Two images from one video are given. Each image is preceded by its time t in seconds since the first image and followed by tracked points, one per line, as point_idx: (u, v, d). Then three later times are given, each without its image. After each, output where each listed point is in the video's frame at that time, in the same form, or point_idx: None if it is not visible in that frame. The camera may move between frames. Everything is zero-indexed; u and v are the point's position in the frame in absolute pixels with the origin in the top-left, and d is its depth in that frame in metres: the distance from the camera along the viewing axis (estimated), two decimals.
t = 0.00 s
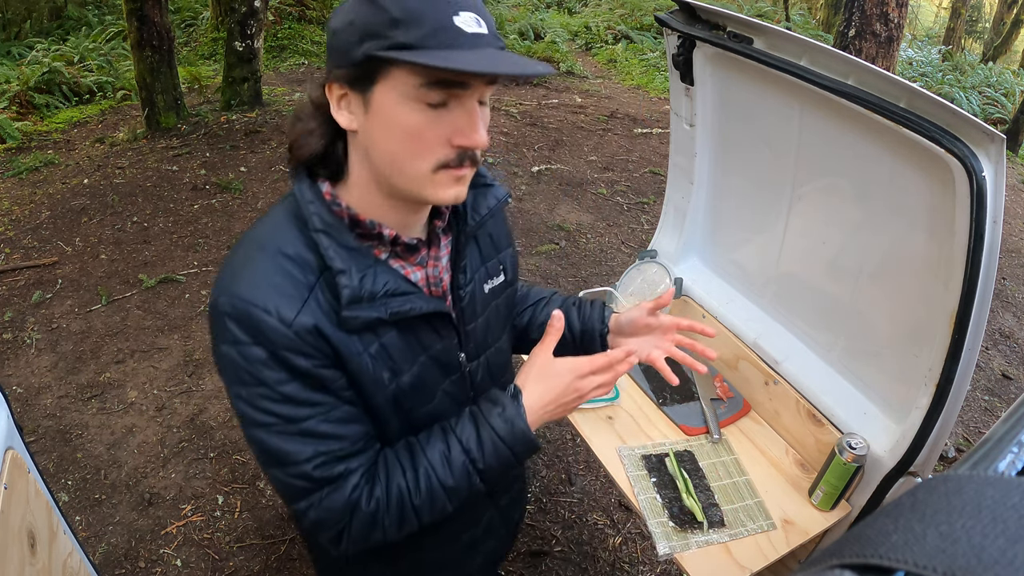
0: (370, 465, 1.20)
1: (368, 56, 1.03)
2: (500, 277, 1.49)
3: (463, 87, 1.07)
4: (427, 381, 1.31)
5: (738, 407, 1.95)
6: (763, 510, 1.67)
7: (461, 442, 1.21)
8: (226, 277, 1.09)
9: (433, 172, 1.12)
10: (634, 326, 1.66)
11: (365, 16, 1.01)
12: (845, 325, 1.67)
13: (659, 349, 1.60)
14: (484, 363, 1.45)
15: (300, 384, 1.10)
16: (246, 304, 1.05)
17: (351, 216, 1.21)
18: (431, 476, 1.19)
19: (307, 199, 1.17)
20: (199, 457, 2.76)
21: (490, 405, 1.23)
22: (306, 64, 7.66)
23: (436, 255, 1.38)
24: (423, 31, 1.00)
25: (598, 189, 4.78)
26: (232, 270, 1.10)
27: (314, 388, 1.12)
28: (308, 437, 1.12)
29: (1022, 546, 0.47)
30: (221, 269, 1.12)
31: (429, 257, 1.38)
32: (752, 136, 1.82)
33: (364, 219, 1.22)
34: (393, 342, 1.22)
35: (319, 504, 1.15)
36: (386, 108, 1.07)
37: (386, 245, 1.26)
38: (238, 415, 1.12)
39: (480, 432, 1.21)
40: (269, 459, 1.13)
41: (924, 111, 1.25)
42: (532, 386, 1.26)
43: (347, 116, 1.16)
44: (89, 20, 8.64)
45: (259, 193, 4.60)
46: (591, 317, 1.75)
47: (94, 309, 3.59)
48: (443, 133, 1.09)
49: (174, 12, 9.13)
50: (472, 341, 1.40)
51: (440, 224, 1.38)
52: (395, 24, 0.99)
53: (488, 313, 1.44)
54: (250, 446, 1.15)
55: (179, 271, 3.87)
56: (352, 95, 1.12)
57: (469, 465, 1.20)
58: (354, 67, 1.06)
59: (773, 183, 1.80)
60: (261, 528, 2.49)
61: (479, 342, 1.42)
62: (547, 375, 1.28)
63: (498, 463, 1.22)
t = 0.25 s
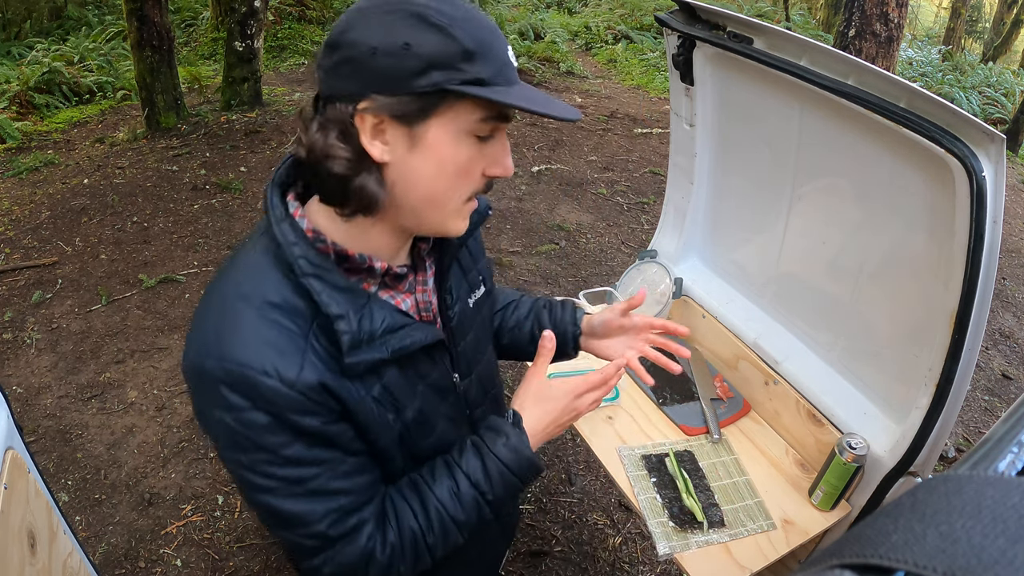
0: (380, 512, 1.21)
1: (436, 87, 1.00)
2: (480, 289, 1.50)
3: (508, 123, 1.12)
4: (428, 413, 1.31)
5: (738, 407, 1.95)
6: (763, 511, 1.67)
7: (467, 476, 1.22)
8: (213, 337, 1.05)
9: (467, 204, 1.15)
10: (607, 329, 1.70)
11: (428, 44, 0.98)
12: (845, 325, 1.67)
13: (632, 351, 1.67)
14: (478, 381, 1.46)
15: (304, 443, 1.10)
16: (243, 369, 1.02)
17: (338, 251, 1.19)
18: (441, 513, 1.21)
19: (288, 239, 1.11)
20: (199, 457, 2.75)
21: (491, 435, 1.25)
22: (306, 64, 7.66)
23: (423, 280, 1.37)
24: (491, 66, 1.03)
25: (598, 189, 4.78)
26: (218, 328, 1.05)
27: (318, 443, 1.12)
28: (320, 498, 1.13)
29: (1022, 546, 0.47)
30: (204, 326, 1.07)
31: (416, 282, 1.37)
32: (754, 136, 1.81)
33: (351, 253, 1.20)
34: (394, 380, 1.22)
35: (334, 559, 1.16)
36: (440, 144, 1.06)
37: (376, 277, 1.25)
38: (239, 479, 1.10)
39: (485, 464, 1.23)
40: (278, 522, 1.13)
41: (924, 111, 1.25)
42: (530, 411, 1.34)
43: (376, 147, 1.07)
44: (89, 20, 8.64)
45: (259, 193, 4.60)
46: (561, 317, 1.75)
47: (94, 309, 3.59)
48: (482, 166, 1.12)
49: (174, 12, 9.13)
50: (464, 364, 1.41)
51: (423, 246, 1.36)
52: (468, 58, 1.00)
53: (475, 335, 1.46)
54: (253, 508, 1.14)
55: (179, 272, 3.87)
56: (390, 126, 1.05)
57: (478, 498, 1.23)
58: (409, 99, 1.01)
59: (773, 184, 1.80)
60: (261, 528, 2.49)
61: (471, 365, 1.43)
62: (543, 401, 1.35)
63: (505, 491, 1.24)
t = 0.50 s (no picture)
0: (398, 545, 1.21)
1: (475, 107, 1.00)
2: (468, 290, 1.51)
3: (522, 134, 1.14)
4: (445, 426, 1.28)
5: (738, 407, 1.95)
6: (763, 510, 1.67)
7: (480, 505, 1.24)
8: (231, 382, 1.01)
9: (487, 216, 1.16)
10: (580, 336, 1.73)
11: (465, 64, 0.97)
12: (846, 325, 1.67)
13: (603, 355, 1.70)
14: (477, 383, 1.43)
15: (330, 487, 1.08)
16: (270, 415, 0.99)
17: (347, 275, 1.18)
18: (458, 542, 1.23)
19: (299, 270, 1.08)
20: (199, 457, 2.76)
21: (502, 461, 1.27)
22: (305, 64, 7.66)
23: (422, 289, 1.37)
24: (516, 81, 1.04)
25: (598, 189, 4.78)
26: (235, 374, 1.02)
27: (345, 482, 1.10)
28: (346, 541, 1.12)
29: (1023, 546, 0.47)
30: (217, 373, 1.03)
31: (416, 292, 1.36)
32: (755, 137, 1.81)
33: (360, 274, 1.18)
34: (413, 398, 1.20)
35: None
36: (471, 164, 1.05)
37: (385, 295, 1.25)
38: (263, 529, 1.08)
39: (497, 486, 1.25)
40: (305, 569, 1.11)
41: (925, 112, 1.25)
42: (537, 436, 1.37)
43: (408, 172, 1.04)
44: (89, 20, 8.65)
45: (260, 194, 4.60)
46: (534, 324, 1.75)
47: (94, 309, 3.59)
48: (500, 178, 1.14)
49: (174, 12, 9.13)
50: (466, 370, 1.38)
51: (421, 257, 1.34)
52: (501, 75, 1.00)
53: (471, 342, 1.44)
54: (277, 557, 1.11)
55: (179, 272, 3.86)
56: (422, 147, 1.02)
57: (493, 525, 1.25)
58: (446, 121, 0.99)
59: (773, 185, 1.80)
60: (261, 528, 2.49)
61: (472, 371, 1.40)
62: (548, 423, 1.38)
63: (517, 516, 1.28)
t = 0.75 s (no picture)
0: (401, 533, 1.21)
1: (489, 93, 1.01)
2: (479, 288, 1.49)
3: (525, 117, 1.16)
4: (451, 417, 1.27)
5: (738, 408, 1.95)
6: (763, 510, 1.67)
7: (485, 499, 1.25)
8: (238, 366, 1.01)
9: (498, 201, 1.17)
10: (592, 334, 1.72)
11: (477, 52, 0.98)
12: (846, 325, 1.67)
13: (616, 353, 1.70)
14: (487, 378, 1.41)
15: (334, 473, 1.07)
16: (277, 398, 0.99)
17: (356, 265, 1.15)
18: (460, 534, 1.23)
19: (308, 258, 1.07)
20: (199, 457, 2.76)
21: (508, 458, 1.28)
22: (305, 64, 7.66)
23: (432, 283, 1.34)
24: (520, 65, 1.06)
25: (598, 189, 4.78)
26: (243, 357, 1.01)
27: (348, 470, 1.09)
28: (348, 527, 1.11)
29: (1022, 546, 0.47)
30: (226, 355, 1.03)
31: (426, 286, 1.34)
32: (755, 137, 1.81)
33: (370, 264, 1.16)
34: (419, 389, 1.19)
35: None
36: (485, 147, 1.06)
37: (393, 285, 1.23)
38: (266, 511, 1.07)
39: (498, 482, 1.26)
40: (306, 553, 1.10)
41: (924, 112, 1.25)
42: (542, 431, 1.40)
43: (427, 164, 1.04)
44: (89, 20, 8.65)
45: (260, 194, 4.60)
46: (549, 322, 1.74)
47: (94, 309, 3.59)
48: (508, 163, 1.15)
49: (174, 12, 9.14)
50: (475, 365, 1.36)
51: (429, 250, 1.34)
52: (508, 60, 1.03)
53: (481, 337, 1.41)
54: (279, 541, 1.10)
55: (179, 272, 3.87)
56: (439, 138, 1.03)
57: (495, 519, 1.25)
58: (465, 108, 1.00)
59: (773, 185, 1.80)
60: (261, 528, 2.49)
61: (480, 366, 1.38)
62: (549, 422, 1.40)
63: (519, 512, 1.28)
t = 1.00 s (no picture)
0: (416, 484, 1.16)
1: (390, 50, 1.02)
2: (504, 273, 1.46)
3: (484, 86, 1.06)
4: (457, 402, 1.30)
5: (738, 408, 1.95)
6: (763, 511, 1.67)
7: (514, 458, 1.18)
8: (255, 305, 1.02)
9: (445, 178, 1.09)
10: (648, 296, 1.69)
11: (393, 10, 1.02)
12: (846, 326, 1.67)
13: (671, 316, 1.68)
14: (503, 362, 1.41)
15: (346, 411, 1.05)
16: (288, 331, 0.99)
17: (374, 226, 1.16)
18: (487, 491, 1.17)
19: (328, 213, 1.11)
20: (199, 457, 2.76)
21: (541, 416, 1.21)
22: (306, 64, 7.66)
23: (453, 260, 1.34)
24: (445, 24, 0.99)
25: (598, 189, 4.78)
26: (260, 297, 1.02)
27: (359, 411, 1.07)
28: (362, 465, 1.07)
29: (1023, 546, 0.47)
30: (247, 298, 1.05)
31: (446, 262, 1.34)
32: (754, 136, 1.81)
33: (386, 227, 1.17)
34: (429, 349, 1.18)
35: (372, 530, 1.09)
36: (403, 110, 1.05)
37: (410, 253, 1.23)
38: (278, 451, 1.05)
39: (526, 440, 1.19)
40: (319, 495, 1.06)
41: (924, 112, 1.25)
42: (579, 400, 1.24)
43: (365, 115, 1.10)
44: (89, 20, 8.65)
45: (260, 193, 4.60)
46: (605, 289, 1.72)
47: (94, 309, 3.59)
48: (454, 137, 1.06)
49: (174, 12, 9.14)
50: (490, 344, 1.34)
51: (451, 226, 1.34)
52: (419, 18, 0.99)
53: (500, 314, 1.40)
54: (293, 483, 1.08)
55: (179, 271, 3.87)
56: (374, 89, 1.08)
57: (525, 478, 1.18)
58: (376, 64, 1.05)
59: (773, 185, 1.80)
60: (261, 528, 2.49)
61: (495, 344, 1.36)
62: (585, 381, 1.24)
63: (551, 475, 1.20)
